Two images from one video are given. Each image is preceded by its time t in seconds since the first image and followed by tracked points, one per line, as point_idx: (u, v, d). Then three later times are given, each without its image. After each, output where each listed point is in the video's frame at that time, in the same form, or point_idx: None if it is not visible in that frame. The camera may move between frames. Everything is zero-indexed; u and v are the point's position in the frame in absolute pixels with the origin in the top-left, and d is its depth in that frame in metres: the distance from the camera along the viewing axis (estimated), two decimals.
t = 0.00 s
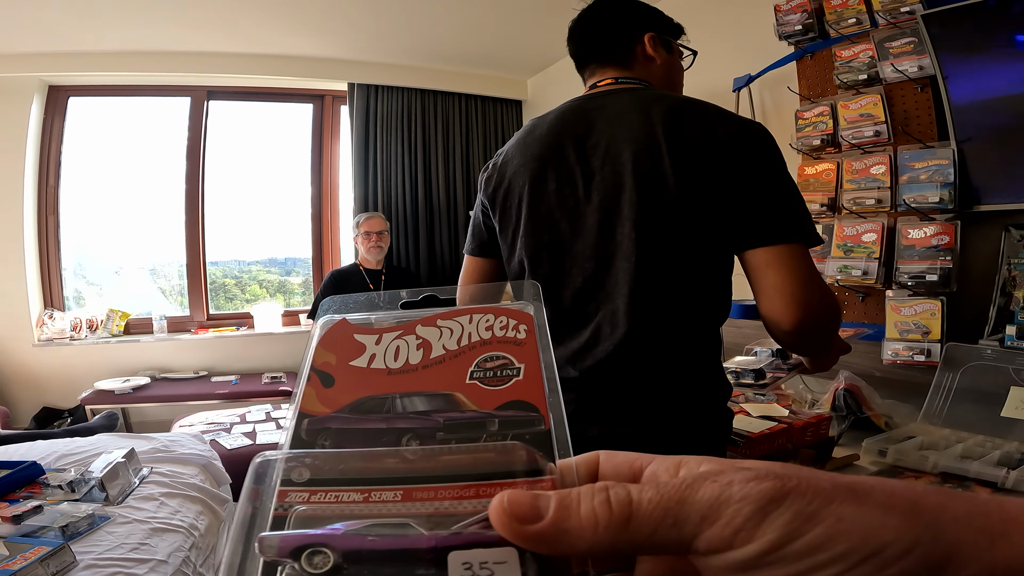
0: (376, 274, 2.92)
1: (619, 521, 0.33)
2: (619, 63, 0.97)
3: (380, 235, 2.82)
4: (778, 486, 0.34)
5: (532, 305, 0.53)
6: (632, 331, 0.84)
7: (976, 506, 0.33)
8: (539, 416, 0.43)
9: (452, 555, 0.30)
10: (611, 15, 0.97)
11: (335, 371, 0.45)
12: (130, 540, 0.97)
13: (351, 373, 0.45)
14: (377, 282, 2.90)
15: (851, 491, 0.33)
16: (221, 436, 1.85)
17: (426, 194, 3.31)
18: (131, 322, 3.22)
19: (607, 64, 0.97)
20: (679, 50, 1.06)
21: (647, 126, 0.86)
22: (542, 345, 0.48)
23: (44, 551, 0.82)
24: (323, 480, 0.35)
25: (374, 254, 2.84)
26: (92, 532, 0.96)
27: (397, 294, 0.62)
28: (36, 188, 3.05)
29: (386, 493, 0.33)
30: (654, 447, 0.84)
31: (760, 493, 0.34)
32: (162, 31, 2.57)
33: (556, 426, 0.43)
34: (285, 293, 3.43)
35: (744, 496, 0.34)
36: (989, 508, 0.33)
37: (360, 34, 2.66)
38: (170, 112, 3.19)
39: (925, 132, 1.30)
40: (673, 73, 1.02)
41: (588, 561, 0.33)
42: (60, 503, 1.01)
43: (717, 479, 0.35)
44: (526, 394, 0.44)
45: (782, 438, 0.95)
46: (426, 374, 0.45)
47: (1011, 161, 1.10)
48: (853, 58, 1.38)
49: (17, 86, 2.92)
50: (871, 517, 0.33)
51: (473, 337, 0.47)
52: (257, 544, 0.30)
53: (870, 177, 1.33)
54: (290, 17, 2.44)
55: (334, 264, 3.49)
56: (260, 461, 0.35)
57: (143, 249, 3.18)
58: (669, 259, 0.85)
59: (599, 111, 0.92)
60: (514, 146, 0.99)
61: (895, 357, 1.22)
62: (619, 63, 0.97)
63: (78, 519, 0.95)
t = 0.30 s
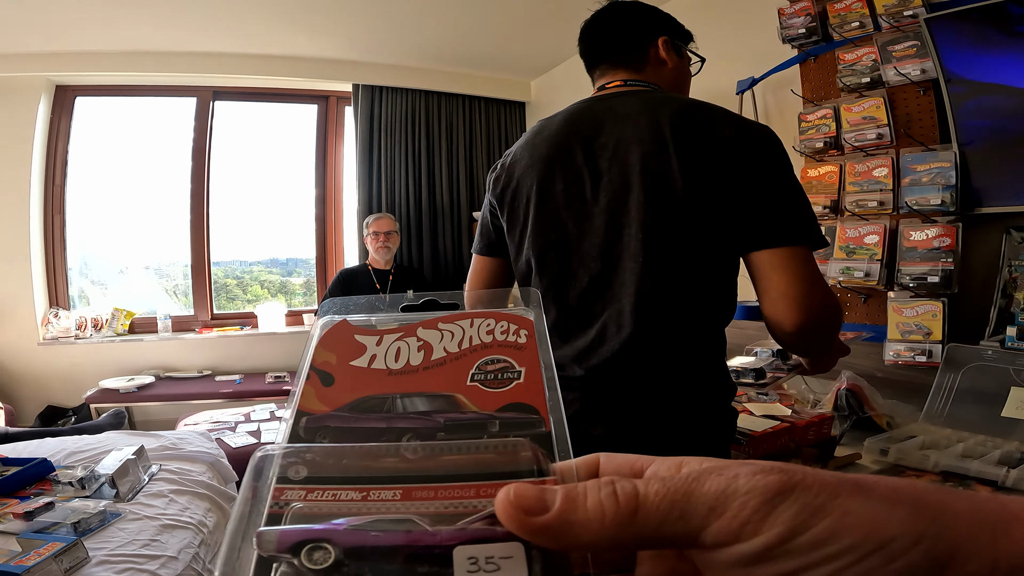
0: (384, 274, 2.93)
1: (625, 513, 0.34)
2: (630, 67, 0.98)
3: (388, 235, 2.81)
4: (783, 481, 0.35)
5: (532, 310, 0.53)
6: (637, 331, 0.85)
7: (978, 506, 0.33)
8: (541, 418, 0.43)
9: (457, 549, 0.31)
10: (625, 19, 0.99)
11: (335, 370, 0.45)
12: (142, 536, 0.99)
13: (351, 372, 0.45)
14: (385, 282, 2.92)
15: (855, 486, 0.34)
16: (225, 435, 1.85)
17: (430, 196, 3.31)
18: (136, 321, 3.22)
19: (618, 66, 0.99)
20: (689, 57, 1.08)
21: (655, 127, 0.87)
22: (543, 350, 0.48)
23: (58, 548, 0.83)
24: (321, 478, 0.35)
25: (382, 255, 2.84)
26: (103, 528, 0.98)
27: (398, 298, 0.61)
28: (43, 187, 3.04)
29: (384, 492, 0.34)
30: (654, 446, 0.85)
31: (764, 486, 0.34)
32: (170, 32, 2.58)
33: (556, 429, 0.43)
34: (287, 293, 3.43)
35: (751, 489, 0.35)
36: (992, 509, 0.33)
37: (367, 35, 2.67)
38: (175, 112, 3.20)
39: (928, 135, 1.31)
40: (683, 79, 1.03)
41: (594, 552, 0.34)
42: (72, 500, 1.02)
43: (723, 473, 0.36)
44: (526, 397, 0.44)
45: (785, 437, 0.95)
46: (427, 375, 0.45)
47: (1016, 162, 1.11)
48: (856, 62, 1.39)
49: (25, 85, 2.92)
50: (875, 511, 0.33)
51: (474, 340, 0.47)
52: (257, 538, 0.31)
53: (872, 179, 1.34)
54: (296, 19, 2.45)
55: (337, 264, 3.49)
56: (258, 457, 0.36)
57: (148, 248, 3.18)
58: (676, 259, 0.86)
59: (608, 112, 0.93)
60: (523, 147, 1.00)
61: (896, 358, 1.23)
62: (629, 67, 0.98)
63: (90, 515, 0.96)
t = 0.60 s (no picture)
0: (400, 276, 2.96)
1: (646, 479, 0.35)
2: (644, 71, 0.99)
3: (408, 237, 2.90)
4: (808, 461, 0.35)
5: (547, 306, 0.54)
6: (652, 332, 0.85)
7: (1016, 496, 0.33)
8: (554, 408, 0.43)
9: (457, 531, 0.29)
10: (640, 24, 1.00)
11: (355, 368, 0.46)
12: (158, 532, 1.00)
13: (370, 368, 0.46)
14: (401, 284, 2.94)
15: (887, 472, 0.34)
16: (239, 433, 1.87)
17: (442, 199, 3.33)
18: (153, 321, 3.26)
19: (632, 69, 0.99)
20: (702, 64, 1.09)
21: (670, 130, 0.88)
22: (558, 344, 0.49)
23: (76, 544, 0.84)
24: (335, 471, 0.35)
25: (400, 256, 2.93)
26: (120, 524, 0.99)
27: (417, 298, 0.63)
28: (64, 187, 3.09)
29: (400, 482, 0.34)
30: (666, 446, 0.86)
31: (792, 465, 0.35)
32: (189, 35, 2.62)
33: (570, 420, 0.43)
34: (299, 295, 3.45)
35: (774, 465, 0.35)
36: None
37: (382, 39, 2.69)
38: (194, 115, 3.24)
39: (944, 138, 1.30)
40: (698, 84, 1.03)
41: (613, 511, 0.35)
42: (90, 496, 1.05)
43: (744, 450, 0.36)
44: (541, 388, 0.44)
45: (797, 441, 0.95)
46: (443, 368, 0.45)
47: None
48: (871, 65, 1.39)
49: (48, 87, 2.96)
50: (904, 495, 0.34)
51: (490, 334, 0.48)
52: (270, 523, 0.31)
53: (888, 183, 1.34)
54: (311, 22, 2.48)
55: (349, 266, 3.50)
56: (280, 443, 0.37)
57: (165, 248, 3.22)
58: (691, 261, 0.86)
59: (623, 116, 0.93)
60: (537, 150, 1.01)
61: (911, 363, 1.23)
62: (644, 70, 0.99)
63: (107, 511, 0.98)
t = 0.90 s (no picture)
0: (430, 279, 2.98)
1: (615, 391, 0.38)
2: (670, 76, 0.98)
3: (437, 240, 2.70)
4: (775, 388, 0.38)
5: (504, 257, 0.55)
6: (679, 338, 0.85)
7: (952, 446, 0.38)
8: (521, 359, 0.46)
9: (469, 480, 0.34)
10: (667, 30, 0.99)
11: (308, 315, 0.46)
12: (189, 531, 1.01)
13: (325, 317, 0.46)
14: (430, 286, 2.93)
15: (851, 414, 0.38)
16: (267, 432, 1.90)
17: (466, 201, 3.35)
18: (185, 321, 3.31)
19: (657, 73, 0.98)
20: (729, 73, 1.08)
21: (699, 133, 0.87)
22: (517, 295, 0.50)
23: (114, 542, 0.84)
24: (307, 424, 0.38)
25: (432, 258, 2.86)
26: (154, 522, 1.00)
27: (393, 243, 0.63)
28: (103, 190, 3.18)
29: (372, 436, 0.37)
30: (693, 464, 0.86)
31: (760, 392, 0.38)
32: (222, 41, 2.68)
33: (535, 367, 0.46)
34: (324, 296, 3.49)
35: (746, 386, 0.38)
36: (967, 452, 0.38)
37: (408, 43, 2.72)
38: (225, 119, 3.32)
39: (981, 141, 1.27)
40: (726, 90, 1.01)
41: (585, 426, 0.38)
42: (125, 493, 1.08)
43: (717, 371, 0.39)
44: (506, 340, 0.47)
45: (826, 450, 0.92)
46: (407, 319, 0.46)
47: None
48: (905, 66, 1.36)
49: (89, 92, 3.05)
50: (865, 434, 0.37)
51: (451, 286, 0.49)
52: (255, 481, 0.34)
53: (923, 187, 1.31)
54: (340, 26, 2.51)
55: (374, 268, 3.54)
56: (242, 406, 0.39)
57: (197, 249, 3.29)
58: (721, 267, 0.86)
59: (649, 120, 0.93)
60: (562, 154, 1.02)
61: (947, 370, 1.20)
62: (669, 75, 0.98)
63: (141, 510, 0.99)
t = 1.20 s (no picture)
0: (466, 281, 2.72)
1: (484, 408, 0.38)
2: (718, 77, 0.96)
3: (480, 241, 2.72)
4: (607, 385, 0.36)
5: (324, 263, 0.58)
6: (732, 341, 0.85)
7: (773, 427, 0.32)
8: (353, 345, 0.51)
9: (349, 437, 0.40)
10: (715, 30, 0.98)
11: (123, 321, 0.45)
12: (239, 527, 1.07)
13: (142, 321, 0.45)
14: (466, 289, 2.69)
15: (675, 401, 0.34)
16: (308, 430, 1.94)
17: (502, 204, 3.32)
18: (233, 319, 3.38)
19: (705, 74, 0.97)
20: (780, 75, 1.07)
21: (753, 134, 0.86)
22: (341, 293, 0.55)
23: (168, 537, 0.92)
24: (144, 419, 0.39)
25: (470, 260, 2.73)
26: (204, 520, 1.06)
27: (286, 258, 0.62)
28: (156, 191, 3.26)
29: (226, 421, 0.39)
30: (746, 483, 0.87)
31: (595, 391, 0.35)
32: (265, 45, 2.74)
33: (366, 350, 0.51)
34: (359, 296, 3.53)
35: (577, 388, 0.36)
36: (796, 426, 0.33)
37: (446, 44, 2.73)
38: (268, 122, 3.39)
39: None
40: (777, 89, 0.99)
41: (456, 441, 0.38)
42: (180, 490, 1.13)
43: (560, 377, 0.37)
44: (336, 331, 0.51)
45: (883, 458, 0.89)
46: (236, 317, 0.47)
47: None
48: (962, 64, 1.33)
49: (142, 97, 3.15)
50: (677, 423, 0.34)
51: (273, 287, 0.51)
52: (139, 465, 0.35)
53: (983, 186, 1.28)
54: (379, 28, 2.54)
55: (411, 268, 3.56)
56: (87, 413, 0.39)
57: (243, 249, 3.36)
58: (777, 269, 0.84)
59: (697, 120, 0.92)
60: (608, 155, 1.01)
61: (1006, 375, 1.13)
62: (717, 75, 0.96)
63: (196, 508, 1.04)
